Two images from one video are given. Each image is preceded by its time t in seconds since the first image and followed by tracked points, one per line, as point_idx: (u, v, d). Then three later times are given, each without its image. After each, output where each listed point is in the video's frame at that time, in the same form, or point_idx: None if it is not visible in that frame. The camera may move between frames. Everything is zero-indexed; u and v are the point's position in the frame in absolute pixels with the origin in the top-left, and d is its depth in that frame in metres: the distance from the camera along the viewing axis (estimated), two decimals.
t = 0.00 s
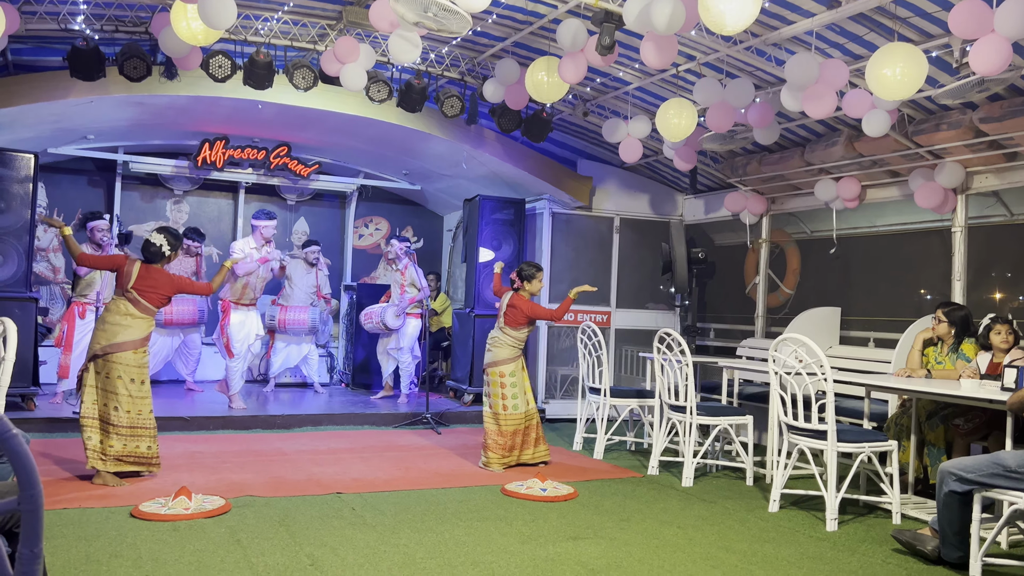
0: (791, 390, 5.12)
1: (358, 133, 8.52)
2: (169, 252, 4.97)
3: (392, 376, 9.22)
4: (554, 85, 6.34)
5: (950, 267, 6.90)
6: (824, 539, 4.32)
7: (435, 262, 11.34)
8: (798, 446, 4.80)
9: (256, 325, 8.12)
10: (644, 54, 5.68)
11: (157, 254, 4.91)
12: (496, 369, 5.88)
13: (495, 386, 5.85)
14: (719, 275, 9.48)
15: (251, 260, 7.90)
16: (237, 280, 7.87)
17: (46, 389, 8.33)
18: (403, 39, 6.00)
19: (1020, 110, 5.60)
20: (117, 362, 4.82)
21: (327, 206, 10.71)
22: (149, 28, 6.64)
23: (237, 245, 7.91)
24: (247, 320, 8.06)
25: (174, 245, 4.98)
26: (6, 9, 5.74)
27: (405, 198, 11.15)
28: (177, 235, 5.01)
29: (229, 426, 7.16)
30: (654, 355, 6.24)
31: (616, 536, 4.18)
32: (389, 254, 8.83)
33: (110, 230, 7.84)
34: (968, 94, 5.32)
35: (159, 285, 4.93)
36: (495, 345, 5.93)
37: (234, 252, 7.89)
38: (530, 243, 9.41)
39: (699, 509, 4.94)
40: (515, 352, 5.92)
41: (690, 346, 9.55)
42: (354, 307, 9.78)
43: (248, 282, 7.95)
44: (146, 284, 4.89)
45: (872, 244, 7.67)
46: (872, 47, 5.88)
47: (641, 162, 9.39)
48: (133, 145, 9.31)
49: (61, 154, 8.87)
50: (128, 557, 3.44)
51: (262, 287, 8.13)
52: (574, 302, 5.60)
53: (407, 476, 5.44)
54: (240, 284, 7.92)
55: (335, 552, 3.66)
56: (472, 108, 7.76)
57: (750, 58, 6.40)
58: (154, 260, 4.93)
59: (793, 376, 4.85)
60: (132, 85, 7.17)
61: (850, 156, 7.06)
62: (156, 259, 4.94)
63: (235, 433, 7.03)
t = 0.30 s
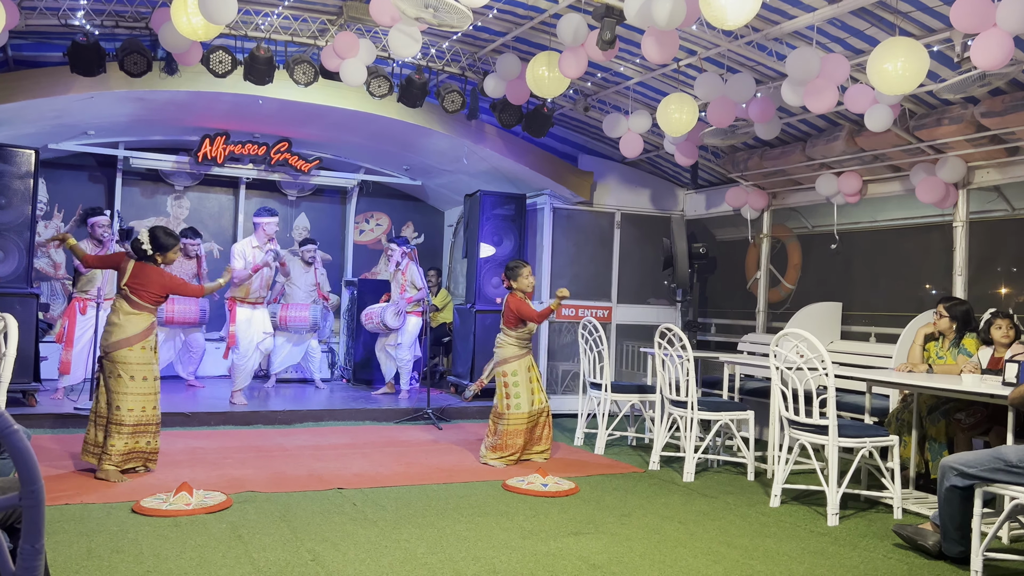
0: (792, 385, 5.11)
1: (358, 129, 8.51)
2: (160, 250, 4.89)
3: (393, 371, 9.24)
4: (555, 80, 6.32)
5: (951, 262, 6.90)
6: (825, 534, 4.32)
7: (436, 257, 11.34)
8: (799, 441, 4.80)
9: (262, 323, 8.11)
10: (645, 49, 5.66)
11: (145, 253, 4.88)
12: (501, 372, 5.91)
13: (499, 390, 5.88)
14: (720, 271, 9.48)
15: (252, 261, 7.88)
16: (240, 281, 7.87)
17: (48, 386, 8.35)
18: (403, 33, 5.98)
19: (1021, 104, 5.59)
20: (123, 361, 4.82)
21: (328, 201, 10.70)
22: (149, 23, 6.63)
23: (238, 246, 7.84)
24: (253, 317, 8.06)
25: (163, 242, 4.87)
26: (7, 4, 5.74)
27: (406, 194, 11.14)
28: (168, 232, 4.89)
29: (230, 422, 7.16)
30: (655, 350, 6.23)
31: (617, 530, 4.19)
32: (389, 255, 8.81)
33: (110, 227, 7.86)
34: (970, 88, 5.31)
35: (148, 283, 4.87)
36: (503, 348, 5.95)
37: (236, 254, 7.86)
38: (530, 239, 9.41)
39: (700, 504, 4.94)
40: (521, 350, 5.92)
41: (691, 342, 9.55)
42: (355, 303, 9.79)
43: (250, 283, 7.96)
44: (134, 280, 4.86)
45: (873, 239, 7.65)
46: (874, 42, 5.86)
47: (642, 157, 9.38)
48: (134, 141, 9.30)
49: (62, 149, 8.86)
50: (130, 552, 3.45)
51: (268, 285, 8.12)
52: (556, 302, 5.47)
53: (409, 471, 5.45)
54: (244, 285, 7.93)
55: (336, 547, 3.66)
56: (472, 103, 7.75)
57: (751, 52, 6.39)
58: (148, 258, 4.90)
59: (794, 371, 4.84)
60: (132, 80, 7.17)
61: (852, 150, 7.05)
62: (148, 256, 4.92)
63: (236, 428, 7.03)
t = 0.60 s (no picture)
0: (792, 384, 5.11)
1: (359, 127, 8.51)
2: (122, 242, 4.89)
3: (394, 369, 9.24)
4: (555, 79, 6.33)
5: (952, 261, 6.90)
6: (826, 532, 4.32)
7: (437, 256, 11.34)
8: (800, 439, 4.80)
9: (278, 320, 8.09)
10: (646, 47, 5.66)
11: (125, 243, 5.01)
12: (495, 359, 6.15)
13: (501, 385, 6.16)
14: (721, 269, 9.47)
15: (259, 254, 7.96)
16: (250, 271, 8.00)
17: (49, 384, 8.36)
18: (404, 30, 5.97)
19: (1022, 102, 5.58)
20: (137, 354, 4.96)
21: (329, 200, 10.71)
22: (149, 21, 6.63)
23: (247, 240, 7.92)
24: (268, 314, 8.04)
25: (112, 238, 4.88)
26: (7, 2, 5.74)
27: (407, 192, 11.13)
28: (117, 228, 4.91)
29: (231, 420, 7.17)
30: (655, 348, 6.23)
31: (617, 529, 4.19)
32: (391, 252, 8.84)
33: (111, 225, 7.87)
34: (970, 87, 5.30)
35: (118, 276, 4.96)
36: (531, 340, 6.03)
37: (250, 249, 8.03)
38: (531, 237, 9.42)
39: (701, 502, 4.94)
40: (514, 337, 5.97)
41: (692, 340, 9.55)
42: (356, 301, 9.79)
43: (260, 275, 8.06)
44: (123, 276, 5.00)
45: (874, 237, 7.65)
46: (875, 40, 5.85)
47: (643, 155, 9.38)
48: (134, 139, 9.30)
49: (63, 148, 8.87)
50: (131, 550, 3.45)
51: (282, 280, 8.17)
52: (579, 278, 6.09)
53: (410, 470, 5.45)
54: (257, 278, 8.03)
55: (337, 545, 3.67)
56: (473, 102, 7.75)
57: (752, 51, 6.38)
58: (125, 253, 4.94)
59: (795, 369, 4.83)
60: (133, 79, 7.17)
61: (853, 149, 7.05)
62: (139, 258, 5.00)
63: (237, 427, 7.04)
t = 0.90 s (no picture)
0: (791, 383, 5.11)
1: (358, 126, 8.51)
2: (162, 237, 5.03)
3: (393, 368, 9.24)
4: (554, 78, 6.34)
5: (950, 260, 6.90)
6: (824, 531, 4.33)
7: (435, 255, 11.34)
8: (798, 438, 4.80)
9: (283, 317, 8.24)
10: (644, 47, 5.66)
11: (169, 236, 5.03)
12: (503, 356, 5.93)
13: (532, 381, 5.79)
14: (719, 269, 9.46)
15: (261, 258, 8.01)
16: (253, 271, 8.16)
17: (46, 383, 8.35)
18: (401, 28, 5.96)
19: (1020, 102, 5.59)
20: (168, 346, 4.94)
21: (327, 199, 10.70)
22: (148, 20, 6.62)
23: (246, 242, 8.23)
24: (276, 311, 8.25)
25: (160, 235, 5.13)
26: None
27: (405, 191, 11.12)
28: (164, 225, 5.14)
29: (229, 419, 7.16)
30: (654, 348, 6.22)
31: (615, 528, 4.19)
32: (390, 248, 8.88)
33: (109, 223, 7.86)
34: (968, 86, 5.30)
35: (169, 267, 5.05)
36: (510, 335, 5.76)
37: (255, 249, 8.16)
38: (530, 237, 9.43)
39: (699, 501, 4.95)
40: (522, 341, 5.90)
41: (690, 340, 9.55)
42: (355, 300, 9.79)
43: (265, 275, 8.19)
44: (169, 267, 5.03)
45: (872, 236, 7.65)
46: (873, 39, 5.85)
47: (642, 155, 9.38)
48: (132, 138, 9.28)
49: (61, 146, 8.85)
50: (129, 549, 3.45)
51: (288, 277, 8.27)
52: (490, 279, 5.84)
53: (408, 469, 5.45)
54: (264, 279, 8.18)
55: (335, 544, 3.67)
56: (472, 101, 7.74)
57: (751, 50, 6.38)
58: (156, 245, 5.00)
59: (793, 369, 4.84)
60: (131, 77, 7.16)
61: (851, 148, 7.05)
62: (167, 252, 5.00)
63: (235, 426, 7.03)
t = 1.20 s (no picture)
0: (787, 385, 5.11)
1: (355, 126, 8.50)
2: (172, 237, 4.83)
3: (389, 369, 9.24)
4: (551, 79, 6.34)
5: (946, 262, 6.91)
6: (820, 532, 4.34)
7: (433, 255, 11.33)
8: (793, 440, 4.81)
9: (275, 321, 8.26)
10: (641, 48, 5.66)
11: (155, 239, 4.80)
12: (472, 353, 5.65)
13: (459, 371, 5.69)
14: (717, 270, 9.47)
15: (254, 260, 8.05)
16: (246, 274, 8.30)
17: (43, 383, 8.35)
18: (397, 27, 5.95)
19: (1016, 104, 5.60)
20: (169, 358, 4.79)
21: (324, 199, 10.69)
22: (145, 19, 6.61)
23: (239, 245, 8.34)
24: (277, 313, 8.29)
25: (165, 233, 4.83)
26: None
27: (402, 192, 11.11)
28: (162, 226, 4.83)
29: (225, 419, 7.15)
30: (651, 349, 6.22)
31: (612, 529, 4.19)
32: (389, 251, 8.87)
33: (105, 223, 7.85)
34: (964, 88, 5.31)
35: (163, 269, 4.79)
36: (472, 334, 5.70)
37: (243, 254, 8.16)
38: (527, 238, 9.43)
39: (696, 502, 4.95)
40: (491, 335, 5.66)
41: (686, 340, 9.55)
42: (351, 301, 9.79)
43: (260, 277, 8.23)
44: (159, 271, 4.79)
45: (868, 237, 7.66)
46: (870, 41, 5.86)
47: (639, 156, 9.38)
48: (129, 138, 9.28)
49: (57, 146, 8.84)
50: (124, 550, 3.44)
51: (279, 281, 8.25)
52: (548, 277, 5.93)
53: (404, 470, 5.45)
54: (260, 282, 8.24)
55: (331, 545, 3.66)
56: (469, 102, 7.74)
57: (747, 52, 6.39)
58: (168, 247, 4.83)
59: (789, 370, 4.84)
60: (128, 77, 7.15)
61: (848, 150, 7.06)
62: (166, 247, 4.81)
63: (231, 426, 7.02)
